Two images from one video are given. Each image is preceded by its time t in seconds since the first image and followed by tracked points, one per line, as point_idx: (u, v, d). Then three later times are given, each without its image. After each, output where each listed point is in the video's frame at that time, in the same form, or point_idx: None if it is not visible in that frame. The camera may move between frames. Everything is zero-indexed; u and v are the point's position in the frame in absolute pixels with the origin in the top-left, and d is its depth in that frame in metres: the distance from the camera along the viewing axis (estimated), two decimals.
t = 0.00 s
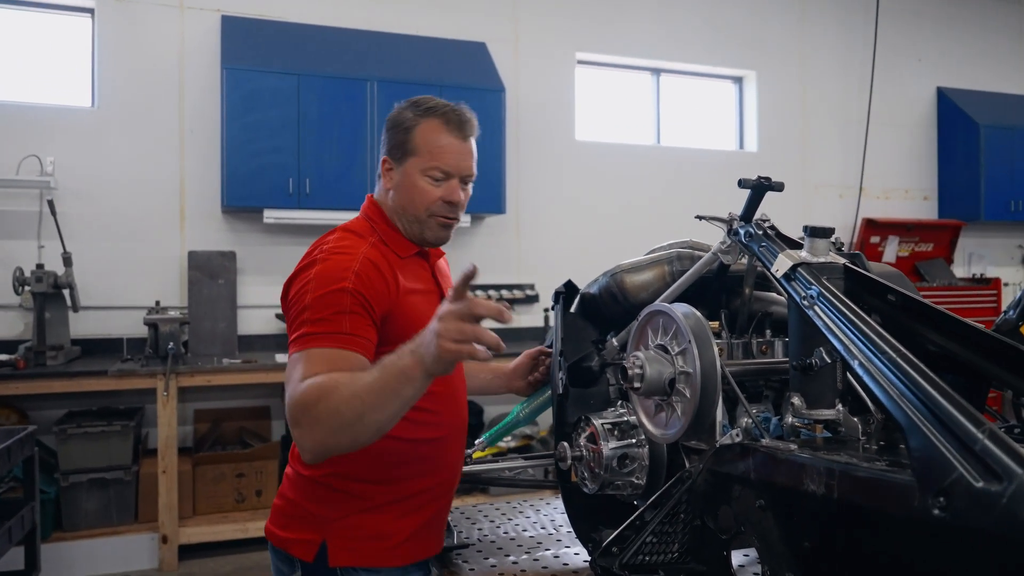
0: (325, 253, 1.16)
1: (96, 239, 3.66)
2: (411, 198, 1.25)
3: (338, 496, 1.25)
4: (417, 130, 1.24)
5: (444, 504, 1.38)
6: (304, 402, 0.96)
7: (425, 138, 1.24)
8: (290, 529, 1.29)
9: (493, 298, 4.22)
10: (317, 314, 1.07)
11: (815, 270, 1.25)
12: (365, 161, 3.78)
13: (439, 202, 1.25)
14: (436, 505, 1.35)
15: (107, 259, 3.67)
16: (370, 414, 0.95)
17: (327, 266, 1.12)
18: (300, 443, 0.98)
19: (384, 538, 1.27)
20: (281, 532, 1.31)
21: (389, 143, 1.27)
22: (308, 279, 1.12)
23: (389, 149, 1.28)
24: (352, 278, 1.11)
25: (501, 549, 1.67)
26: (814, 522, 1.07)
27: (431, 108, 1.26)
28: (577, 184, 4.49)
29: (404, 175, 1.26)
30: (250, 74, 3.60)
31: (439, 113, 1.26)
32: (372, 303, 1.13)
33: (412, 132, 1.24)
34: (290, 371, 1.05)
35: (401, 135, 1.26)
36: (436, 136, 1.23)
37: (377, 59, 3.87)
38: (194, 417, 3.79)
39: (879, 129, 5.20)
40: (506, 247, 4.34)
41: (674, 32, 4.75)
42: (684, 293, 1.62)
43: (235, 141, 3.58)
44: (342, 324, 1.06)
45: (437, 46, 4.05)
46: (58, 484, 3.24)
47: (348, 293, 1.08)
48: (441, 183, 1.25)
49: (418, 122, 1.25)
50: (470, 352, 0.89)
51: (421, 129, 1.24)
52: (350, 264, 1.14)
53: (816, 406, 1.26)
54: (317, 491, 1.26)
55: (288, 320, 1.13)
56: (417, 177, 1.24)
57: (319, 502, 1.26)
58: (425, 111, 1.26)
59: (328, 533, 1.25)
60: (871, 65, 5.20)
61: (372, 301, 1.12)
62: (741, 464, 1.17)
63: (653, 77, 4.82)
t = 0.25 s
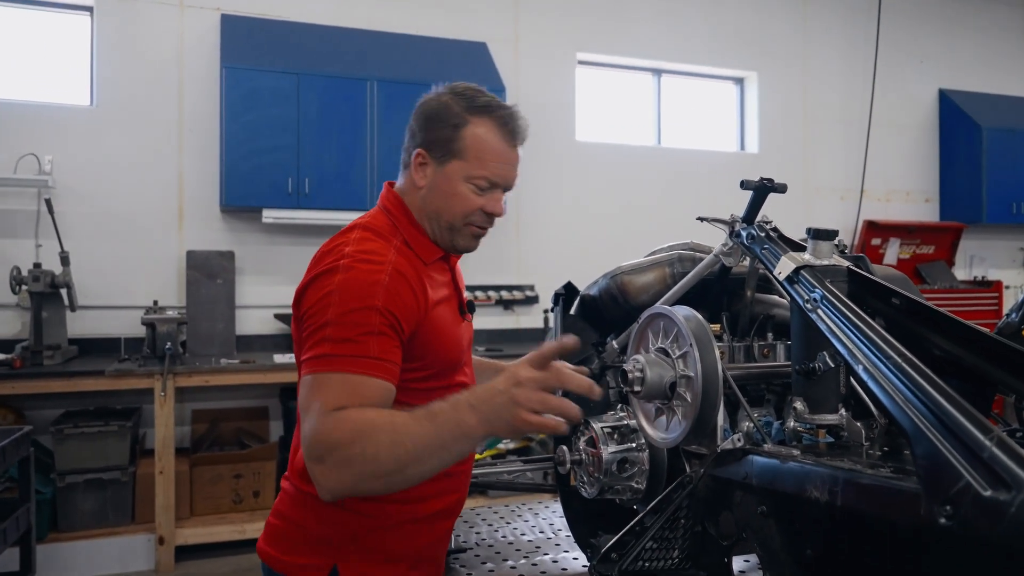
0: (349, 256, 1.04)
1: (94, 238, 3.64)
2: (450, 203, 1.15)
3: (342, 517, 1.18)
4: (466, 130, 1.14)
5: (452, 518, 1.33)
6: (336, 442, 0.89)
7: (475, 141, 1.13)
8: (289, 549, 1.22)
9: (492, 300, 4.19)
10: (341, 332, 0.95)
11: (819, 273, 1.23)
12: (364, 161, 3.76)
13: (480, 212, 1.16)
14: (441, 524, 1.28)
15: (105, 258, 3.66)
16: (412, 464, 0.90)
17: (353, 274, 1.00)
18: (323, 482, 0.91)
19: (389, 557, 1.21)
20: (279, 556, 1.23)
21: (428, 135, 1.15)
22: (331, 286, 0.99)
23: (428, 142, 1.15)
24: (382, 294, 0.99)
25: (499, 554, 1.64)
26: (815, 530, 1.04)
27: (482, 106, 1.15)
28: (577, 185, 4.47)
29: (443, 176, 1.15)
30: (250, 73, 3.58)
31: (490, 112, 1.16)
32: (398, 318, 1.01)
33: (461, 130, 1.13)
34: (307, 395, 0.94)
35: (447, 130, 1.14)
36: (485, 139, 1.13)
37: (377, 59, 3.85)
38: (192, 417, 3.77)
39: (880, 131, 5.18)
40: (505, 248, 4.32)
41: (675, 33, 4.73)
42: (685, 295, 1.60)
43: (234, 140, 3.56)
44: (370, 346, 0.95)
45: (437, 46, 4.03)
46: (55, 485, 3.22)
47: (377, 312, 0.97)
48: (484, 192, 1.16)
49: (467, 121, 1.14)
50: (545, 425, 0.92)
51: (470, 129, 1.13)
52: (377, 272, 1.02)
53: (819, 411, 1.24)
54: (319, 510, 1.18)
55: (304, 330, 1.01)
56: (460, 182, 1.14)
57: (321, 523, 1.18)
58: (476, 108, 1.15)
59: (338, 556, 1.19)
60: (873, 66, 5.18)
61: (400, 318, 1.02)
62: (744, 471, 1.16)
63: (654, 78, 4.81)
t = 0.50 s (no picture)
0: (361, 260, 0.99)
1: (84, 236, 3.61)
2: (478, 208, 1.14)
3: (348, 538, 1.17)
4: (506, 135, 1.11)
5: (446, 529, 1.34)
6: (360, 472, 0.88)
7: (515, 147, 1.12)
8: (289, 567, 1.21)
9: (485, 300, 4.18)
10: (359, 348, 0.91)
11: (814, 275, 1.22)
12: (357, 161, 3.74)
13: (504, 219, 1.16)
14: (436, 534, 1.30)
15: (95, 256, 3.62)
16: (447, 494, 0.91)
17: (367, 282, 0.96)
18: (343, 509, 0.91)
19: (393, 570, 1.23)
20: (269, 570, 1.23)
21: (461, 136, 1.11)
22: (344, 294, 0.95)
23: (462, 142, 1.11)
24: (401, 306, 0.96)
25: (490, 556, 1.63)
26: (808, 534, 1.03)
27: (521, 111, 1.13)
28: (570, 186, 4.46)
29: (475, 179, 1.12)
30: (242, 71, 3.56)
31: (527, 119, 1.14)
32: (414, 330, 0.99)
33: (501, 135, 1.11)
34: (321, 412, 0.91)
35: (486, 133, 1.11)
36: (522, 147, 1.12)
37: (371, 57, 3.83)
38: (182, 417, 3.74)
39: (874, 134, 5.18)
40: (498, 249, 4.30)
41: (669, 34, 4.72)
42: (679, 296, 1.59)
43: (225, 138, 3.53)
44: (388, 363, 0.92)
45: (432, 45, 4.01)
46: (42, 485, 3.18)
47: (396, 326, 0.94)
48: (512, 200, 1.15)
49: (505, 125, 1.12)
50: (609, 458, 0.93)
51: (510, 136, 1.11)
52: (393, 281, 0.98)
53: (813, 415, 1.22)
54: (322, 532, 1.17)
55: (312, 337, 0.96)
56: (492, 190, 1.13)
57: (327, 542, 1.18)
58: (515, 113, 1.13)
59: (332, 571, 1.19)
60: (867, 69, 5.18)
61: (416, 328, 0.99)
62: (738, 475, 1.15)
63: (648, 79, 4.80)
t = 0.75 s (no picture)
0: (348, 244, 0.96)
1: (48, 223, 3.53)
2: (467, 187, 1.12)
3: (338, 538, 1.16)
4: (495, 113, 1.10)
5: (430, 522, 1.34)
6: (358, 467, 0.86)
7: (504, 124, 1.11)
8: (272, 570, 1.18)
9: (459, 290, 4.16)
10: (350, 336, 0.89)
11: (787, 261, 1.21)
12: (330, 148, 3.69)
13: (492, 198, 1.15)
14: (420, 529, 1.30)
15: (60, 244, 3.55)
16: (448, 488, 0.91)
17: (356, 267, 0.93)
18: (338, 504, 0.89)
19: (378, 566, 1.23)
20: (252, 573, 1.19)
21: (449, 114, 1.09)
22: (332, 280, 0.92)
23: (449, 120, 1.09)
24: (392, 292, 0.94)
25: (464, 545, 1.62)
26: (782, 519, 1.03)
27: (507, 88, 1.12)
28: (545, 175, 4.45)
29: (463, 159, 1.11)
30: (211, 56, 3.49)
31: (513, 96, 1.13)
32: (405, 316, 0.97)
33: (489, 113, 1.10)
34: (311, 405, 0.88)
35: (473, 111, 1.09)
36: (510, 125, 1.11)
37: (344, 43, 3.77)
38: (151, 408, 3.68)
39: (845, 125, 5.23)
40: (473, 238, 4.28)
41: (644, 24, 4.72)
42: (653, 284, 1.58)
43: (194, 124, 3.46)
44: (379, 351, 0.91)
45: (405, 31, 3.96)
46: (6, 478, 3.12)
47: (386, 313, 0.92)
48: (500, 178, 1.14)
49: (493, 102, 1.10)
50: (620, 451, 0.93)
51: (498, 113, 1.10)
52: (383, 266, 0.96)
53: (786, 401, 1.22)
54: (309, 533, 1.15)
55: (297, 324, 0.93)
56: (482, 168, 1.11)
57: (315, 543, 1.15)
58: (502, 90, 1.11)
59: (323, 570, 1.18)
60: (839, 60, 5.23)
61: (407, 315, 0.97)
62: (711, 461, 1.15)
63: (623, 68, 4.80)
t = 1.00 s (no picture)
0: (344, 225, 0.93)
1: (21, 209, 3.46)
2: (452, 164, 1.10)
3: (341, 533, 1.09)
4: (476, 88, 1.09)
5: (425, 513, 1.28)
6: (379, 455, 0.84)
7: (485, 99, 1.09)
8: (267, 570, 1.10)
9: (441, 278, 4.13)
10: (355, 320, 0.86)
11: (770, 249, 1.21)
12: (310, 134, 3.65)
13: (477, 174, 1.13)
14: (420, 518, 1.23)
15: (33, 231, 3.48)
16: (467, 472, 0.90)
17: (356, 249, 0.90)
18: (354, 495, 0.86)
19: (378, 560, 1.16)
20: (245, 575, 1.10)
21: (429, 90, 1.07)
22: (331, 263, 0.88)
23: (430, 97, 1.08)
24: (393, 274, 0.92)
25: (445, 534, 1.61)
26: (762, 506, 1.03)
27: (486, 62, 1.11)
28: (525, 163, 4.43)
29: (446, 136, 1.09)
30: (188, 40, 3.43)
31: (493, 70, 1.12)
32: (404, 298, 0.95)
33: (471, 87, 1.08)
34: (318, 393, 0.85)
35: (454, 86, 1.08)
36: (492, 99, 1.10)
37: (323, 27, 3.72)
38: (128, 397, 3.64)
39: (825, 115, 5.25)
40: (454, 226, 4.26)
41: (626, 12, 4.71)
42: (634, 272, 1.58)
43: (171, 109, 3.41)
44: (385, 335, 0.88)
45: (386, 16, 3.92)
46: None
47: (389, 296, 0.90)
48: (484, 154, 1.13)
49: (473, 77, 1.09)
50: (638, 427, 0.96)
51: (480, 88, 1.09)
52: (381, 247, 0.93)
53: (767, 388, 1.22)
54: (310, 528, 1.08)
55: (293, 310, 0.89)
56: (465, 145, 1.10)
57: (313, 539, 1.08)
58: (482, 64, 1.10)
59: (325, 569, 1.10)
60: (820, 50, 5.24)
61: (406, 298, 0.95)
62: (693, 449, 1.15)
63: (605, 56, 4.78)
